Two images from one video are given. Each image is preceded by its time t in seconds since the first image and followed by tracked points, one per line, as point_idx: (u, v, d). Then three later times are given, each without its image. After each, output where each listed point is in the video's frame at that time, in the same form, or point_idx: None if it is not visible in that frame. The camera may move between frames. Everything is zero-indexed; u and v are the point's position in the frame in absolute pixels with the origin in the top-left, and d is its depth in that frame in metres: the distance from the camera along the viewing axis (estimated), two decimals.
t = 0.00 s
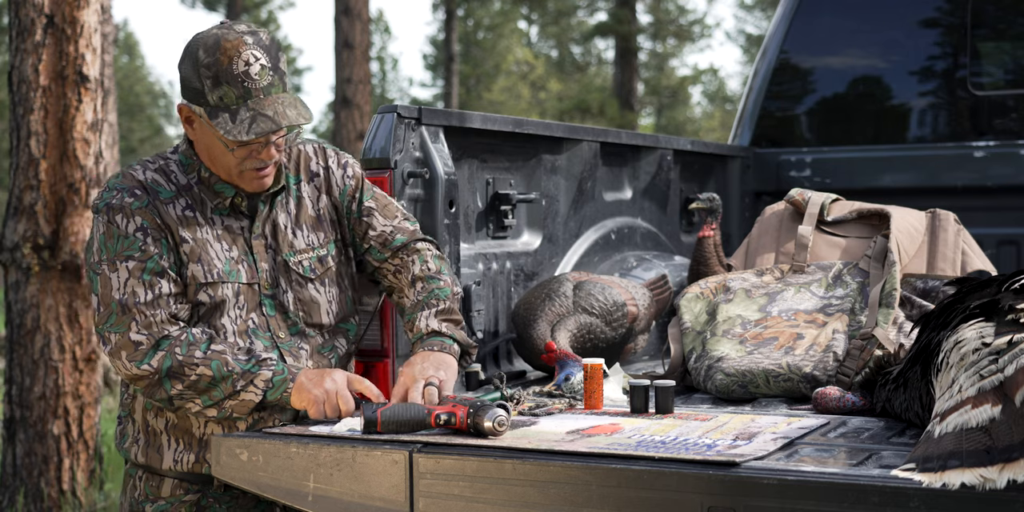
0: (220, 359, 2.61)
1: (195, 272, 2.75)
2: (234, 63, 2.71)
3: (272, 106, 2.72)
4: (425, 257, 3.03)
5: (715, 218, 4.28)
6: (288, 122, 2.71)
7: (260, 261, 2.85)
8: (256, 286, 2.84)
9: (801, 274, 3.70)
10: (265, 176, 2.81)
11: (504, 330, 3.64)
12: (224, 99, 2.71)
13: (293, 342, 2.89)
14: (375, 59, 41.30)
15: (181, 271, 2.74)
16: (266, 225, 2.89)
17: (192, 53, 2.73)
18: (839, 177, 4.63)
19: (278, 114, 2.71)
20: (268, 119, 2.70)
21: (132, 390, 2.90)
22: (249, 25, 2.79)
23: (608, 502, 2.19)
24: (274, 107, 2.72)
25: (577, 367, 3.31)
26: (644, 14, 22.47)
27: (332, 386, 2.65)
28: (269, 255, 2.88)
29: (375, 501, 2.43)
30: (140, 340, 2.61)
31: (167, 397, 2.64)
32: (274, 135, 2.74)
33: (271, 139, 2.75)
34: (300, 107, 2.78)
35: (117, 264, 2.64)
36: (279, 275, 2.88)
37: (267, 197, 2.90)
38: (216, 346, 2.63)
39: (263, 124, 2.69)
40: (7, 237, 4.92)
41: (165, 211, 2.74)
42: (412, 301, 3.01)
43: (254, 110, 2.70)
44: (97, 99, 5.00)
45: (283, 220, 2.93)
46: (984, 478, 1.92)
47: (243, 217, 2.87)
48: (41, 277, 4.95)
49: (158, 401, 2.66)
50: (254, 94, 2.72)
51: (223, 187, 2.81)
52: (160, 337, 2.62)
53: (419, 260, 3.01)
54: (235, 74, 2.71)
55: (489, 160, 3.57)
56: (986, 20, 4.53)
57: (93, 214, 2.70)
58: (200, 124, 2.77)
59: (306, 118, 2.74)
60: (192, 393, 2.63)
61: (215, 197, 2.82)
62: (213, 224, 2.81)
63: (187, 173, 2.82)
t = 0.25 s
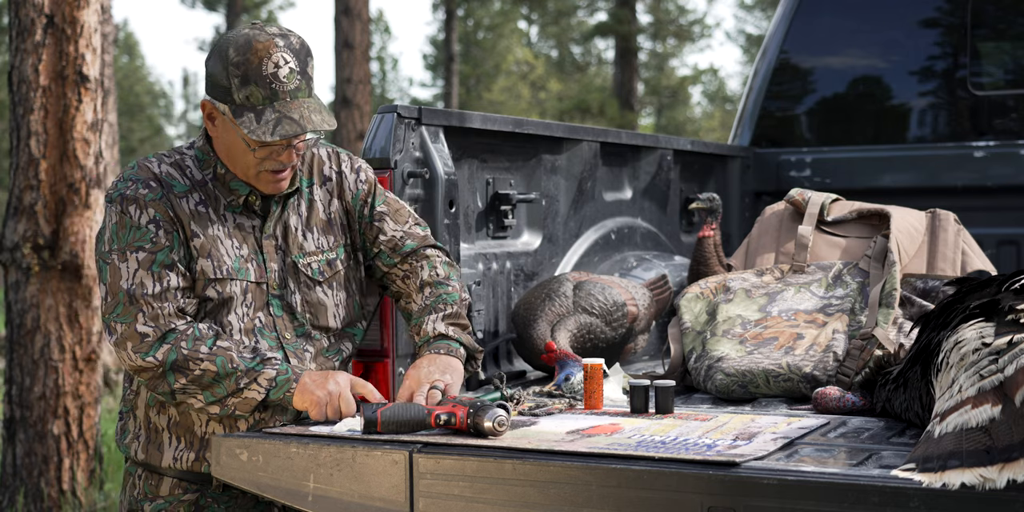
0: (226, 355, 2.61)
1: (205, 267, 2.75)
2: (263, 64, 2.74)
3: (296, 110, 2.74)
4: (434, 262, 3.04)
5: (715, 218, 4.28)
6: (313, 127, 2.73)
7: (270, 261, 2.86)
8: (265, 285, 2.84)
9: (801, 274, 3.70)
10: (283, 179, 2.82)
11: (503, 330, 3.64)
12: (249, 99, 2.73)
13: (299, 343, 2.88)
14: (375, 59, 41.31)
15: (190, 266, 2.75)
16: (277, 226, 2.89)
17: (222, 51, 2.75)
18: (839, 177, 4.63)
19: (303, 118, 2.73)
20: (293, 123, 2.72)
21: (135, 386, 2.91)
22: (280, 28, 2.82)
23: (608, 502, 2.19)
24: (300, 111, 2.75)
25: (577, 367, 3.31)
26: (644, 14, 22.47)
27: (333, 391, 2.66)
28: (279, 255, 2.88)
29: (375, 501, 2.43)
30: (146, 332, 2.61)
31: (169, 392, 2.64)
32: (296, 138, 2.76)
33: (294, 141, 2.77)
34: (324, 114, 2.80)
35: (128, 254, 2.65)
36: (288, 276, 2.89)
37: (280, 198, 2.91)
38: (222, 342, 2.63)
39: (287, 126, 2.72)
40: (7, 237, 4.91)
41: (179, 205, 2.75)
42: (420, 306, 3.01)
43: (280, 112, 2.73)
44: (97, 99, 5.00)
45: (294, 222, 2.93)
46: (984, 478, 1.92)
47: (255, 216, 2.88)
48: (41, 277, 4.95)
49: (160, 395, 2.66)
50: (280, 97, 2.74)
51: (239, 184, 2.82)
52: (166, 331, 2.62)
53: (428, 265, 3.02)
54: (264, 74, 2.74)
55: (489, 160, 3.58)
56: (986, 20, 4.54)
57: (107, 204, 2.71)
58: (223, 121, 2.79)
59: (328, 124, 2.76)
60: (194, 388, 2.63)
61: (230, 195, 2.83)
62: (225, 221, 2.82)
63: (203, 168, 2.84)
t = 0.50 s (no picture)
0: (207, 349, 2.60)
1: (206, 261, 2.76)
2: (277, 64, 2.75)
3: (305, 111, 2.74)
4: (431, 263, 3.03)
5: (715, 218, 4.28)
6: (325, 127, 2.74)
7: (272, 257, 2.87)
8: (266, 282, 2.85)
9: (801, 274, 3.70)
10: (289, 179, 2.83)
11: (504, 330, 3.64)
12: (262, 97, 2.74)
13: (300, 341, 2.89)
14: (375, 59, 41.31)
15: (189, 260, 2.76)
16: (281, 223, 2.91)
17: (236, 48, 2.75)
18: (839, 177, 4.63)
19: (314, 118, 2.73)
20: (305, 123, 2.72)
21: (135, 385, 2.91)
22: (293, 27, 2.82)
23: (608, 502, 2.19)
24: (312, 111, 2.75)
25: (577, 367, 3.32)
26: (644, 13, 22.47)
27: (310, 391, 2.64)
28: (281, 252, 2.89)
29: (375, 501, 2.43)
30: (128, 326, 2.61)
31: (152, 386, 2.63)
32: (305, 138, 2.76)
33: (302, 142, 2.77)
34: (334, 115, 2.80)
35: (118, 247, 2.65)
36: (291, 274, 2.90)
37: (284, 197, 2.91)
38: (204, 336, 2.62)
39: (299, 126, 2.71)
40: (7, 237, 4.91)
41: (180, 199, 2.76)
42: (419, 306, 3.01)
43: (292, 111, 2.73)
44: (97, 99, 5.00)
45: (297, 219, 2.94)
46: (984, 479, 1.92)
47: (259, 213, 2.88)
48: (41, 277, 4.95)
49: (143, 389, 2.65)
50: (292, 96, 2.75)
51: (244, 181, 2.83)
52: (148, 325, 2.62)
53: (427, 266, 3.02)
54: (277, 74, 2.74)
55: (489, 160, 3.57)
56: (986, 20, 4.54)
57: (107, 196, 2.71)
58: (232, 118, 2.79)
59: (340, 125, 2.76)
60: (177, 382, 2.62)
61: (234, 191, 2.84)
62: (228, 216, 2.83)
63: (208, 163, 2.84)
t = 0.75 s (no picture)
0: (189, 341, 2.59)
1: (194, 258, 2.76)
2: (260, 63, 2.74)
3: (290, 109, 2.74)
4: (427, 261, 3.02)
5: (715, 218, 4.28)
6: (309, 125, 2.73)
7: (263, 255, 2.86)
8: (258, 279, 2.84)
9: (801, 274, 3.70)
10: (279, 177, 2.84)
11: (504, 330, 3.64)
12: (246, 97, 2.73)
13: (293, 339, 2.88)
14: (375, 60, 41.32)
15: (177, 258, 2.75)
16: (272, 221, 2.90)
17: (220, 49, 2.75)
18: (839, 177, 4.63)
19: (299, 117, 2.72)
20: (290, 121, 2.72)
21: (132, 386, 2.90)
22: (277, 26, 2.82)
23: (608, 502, 2.19)
24: (297, 110, 2.74)
25: (577, 367, 3.31)
26: (644, 13, 22.46)
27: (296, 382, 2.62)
28: (273, 250, 2.89)
29: (375, 501, 2.43)
30: (111, 324, 2.60)
31: (137, 384, 2.61)
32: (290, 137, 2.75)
33: (289, 141, 2.77)
34: (320, 111, 2.80)
35: (102, 245, 2.64)
36: (283, 272, 2.89)
37: (275, 196, 2.91)
38: (186, 330, 2.61)
39: (284, 125, 2.71)
40: (7, 237, 4.91)
41: (170, 197, 2.76)
42: (415, 305, 3.01)
43: (277, 110, 2.73)
44: (97, 99, 5.00)
45: (290, 217, 2.94)
46: (984, 479, 1.92)
47: (250, 211, 2.88)
48: (40, 277, 4.95)
49: (128, 387, 2.63)
50: (278, 95, 2.74)
51: (232, 179, 2.83)
52: (131, 322, 2.61)
53: (422, 263, 3.01)
54: (261, 73, 2.73)
55: (489, 159, 3.57)
56: (986, 20, 4.54)
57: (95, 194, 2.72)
58: (218, 119, 2.79)
59: (326, 123, 2.76)
60: (162, 377, 2.60)
61: (224, 189, 2.84)
62: (218, 214, 2.83)
63: (198, 162, 2.85)
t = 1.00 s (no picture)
0: (153, 325, 2.61)
1: (180, 258, 2.77)
2: (239, 62, 2.73)
3: (273, 107, 2.73)
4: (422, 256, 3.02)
5: (715, 218, 4.28)
6: (293, 122, 2.73)
7: (253, 254, 2.86)
8: (248, 278, 2.84)
9: (801, 274, 3.70)
10: (267, 175, 2.82)
11: (504, 330, 3.64)
12: (228, 98, 2.72)
13: (287, 336, 2.88)
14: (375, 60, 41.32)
15: (162, 258, 2.76)
16: (263, 219, 2.90)
17: (198, 51, 2.74)
18: (839, 177, 4.63)
19: (281, 114, 2.71)
20: (273, 119, 2.71)
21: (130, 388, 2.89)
22: (254, 24, 2.81)
23: (608, 502, 2.19)
24: (279, 107, 2.73)
25: (577, 367, 3.32)
26: (644, 13, 22.47)
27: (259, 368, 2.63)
28: (264, 248, 2.88)
29: (375, 501, 2.43)
30: (77, 315, 2.62)
31: (105, 373, 2.63)
32: (274, 134, 2.74)
33: (273, 138, 2.76)
34: (302, 107, 2.79)
35: (78, 244, 2.66)
36: (275, 270, 2.90)
37: (265, 193, 2.90)
38: (150, 315, 2.62)
39: (267, 123, 2.70)
40: (7, 237, 4.90)
41: (155, 198, 2.78)
42: (409, 303, 3.00)
43: (259, 109, 2.72)
44: (97, 99, 5.00)
45: (281, 215, 2.93)
46: (984, 479, 1.92)
47: (239, 210, 2.88)
48: (41, 277, 4.95)
49: (98, 379, 2.65)
50: (258, 94, 2.73)
51: (219, 178, 2.83)
52: (97, 311, 2.63)
53: (416, 260, 3.01)
54: (240, 73, 2.73)
55: (489, 160, 3.57)
56: (986, 20, 4.54)
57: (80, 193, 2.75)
58: (201, 121, 2.78)
59: (309, 119, 2.76)
60: (130, 363, 2.63)
61: (211, 188, 2.84)
62: (207, 213, 2.83)
63: (186, 161, 2.85)
